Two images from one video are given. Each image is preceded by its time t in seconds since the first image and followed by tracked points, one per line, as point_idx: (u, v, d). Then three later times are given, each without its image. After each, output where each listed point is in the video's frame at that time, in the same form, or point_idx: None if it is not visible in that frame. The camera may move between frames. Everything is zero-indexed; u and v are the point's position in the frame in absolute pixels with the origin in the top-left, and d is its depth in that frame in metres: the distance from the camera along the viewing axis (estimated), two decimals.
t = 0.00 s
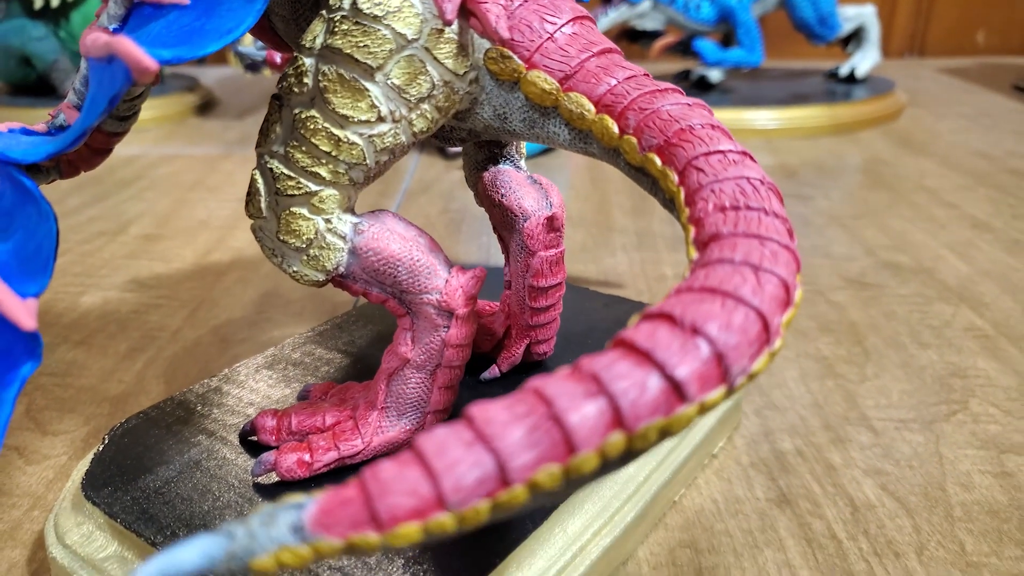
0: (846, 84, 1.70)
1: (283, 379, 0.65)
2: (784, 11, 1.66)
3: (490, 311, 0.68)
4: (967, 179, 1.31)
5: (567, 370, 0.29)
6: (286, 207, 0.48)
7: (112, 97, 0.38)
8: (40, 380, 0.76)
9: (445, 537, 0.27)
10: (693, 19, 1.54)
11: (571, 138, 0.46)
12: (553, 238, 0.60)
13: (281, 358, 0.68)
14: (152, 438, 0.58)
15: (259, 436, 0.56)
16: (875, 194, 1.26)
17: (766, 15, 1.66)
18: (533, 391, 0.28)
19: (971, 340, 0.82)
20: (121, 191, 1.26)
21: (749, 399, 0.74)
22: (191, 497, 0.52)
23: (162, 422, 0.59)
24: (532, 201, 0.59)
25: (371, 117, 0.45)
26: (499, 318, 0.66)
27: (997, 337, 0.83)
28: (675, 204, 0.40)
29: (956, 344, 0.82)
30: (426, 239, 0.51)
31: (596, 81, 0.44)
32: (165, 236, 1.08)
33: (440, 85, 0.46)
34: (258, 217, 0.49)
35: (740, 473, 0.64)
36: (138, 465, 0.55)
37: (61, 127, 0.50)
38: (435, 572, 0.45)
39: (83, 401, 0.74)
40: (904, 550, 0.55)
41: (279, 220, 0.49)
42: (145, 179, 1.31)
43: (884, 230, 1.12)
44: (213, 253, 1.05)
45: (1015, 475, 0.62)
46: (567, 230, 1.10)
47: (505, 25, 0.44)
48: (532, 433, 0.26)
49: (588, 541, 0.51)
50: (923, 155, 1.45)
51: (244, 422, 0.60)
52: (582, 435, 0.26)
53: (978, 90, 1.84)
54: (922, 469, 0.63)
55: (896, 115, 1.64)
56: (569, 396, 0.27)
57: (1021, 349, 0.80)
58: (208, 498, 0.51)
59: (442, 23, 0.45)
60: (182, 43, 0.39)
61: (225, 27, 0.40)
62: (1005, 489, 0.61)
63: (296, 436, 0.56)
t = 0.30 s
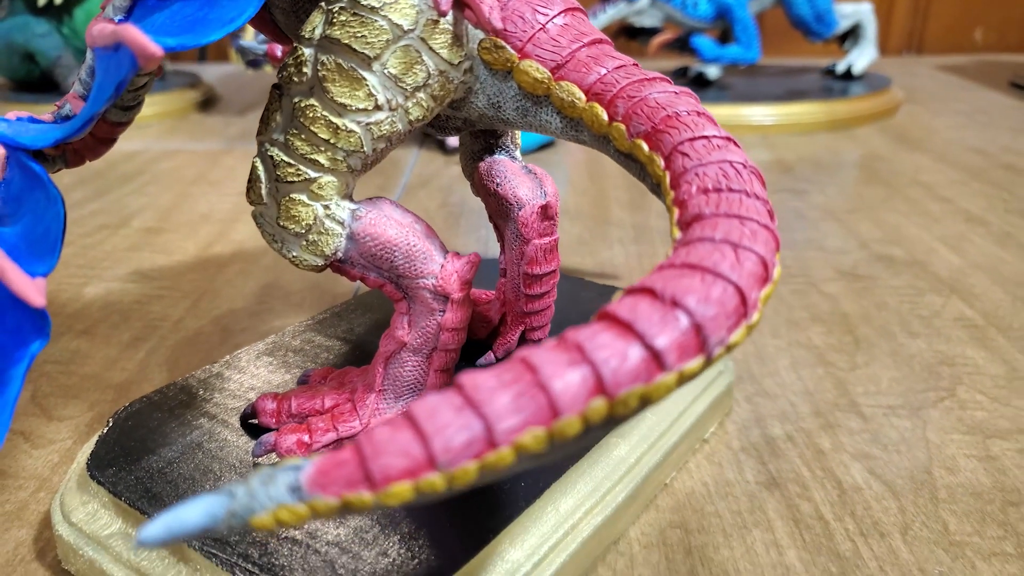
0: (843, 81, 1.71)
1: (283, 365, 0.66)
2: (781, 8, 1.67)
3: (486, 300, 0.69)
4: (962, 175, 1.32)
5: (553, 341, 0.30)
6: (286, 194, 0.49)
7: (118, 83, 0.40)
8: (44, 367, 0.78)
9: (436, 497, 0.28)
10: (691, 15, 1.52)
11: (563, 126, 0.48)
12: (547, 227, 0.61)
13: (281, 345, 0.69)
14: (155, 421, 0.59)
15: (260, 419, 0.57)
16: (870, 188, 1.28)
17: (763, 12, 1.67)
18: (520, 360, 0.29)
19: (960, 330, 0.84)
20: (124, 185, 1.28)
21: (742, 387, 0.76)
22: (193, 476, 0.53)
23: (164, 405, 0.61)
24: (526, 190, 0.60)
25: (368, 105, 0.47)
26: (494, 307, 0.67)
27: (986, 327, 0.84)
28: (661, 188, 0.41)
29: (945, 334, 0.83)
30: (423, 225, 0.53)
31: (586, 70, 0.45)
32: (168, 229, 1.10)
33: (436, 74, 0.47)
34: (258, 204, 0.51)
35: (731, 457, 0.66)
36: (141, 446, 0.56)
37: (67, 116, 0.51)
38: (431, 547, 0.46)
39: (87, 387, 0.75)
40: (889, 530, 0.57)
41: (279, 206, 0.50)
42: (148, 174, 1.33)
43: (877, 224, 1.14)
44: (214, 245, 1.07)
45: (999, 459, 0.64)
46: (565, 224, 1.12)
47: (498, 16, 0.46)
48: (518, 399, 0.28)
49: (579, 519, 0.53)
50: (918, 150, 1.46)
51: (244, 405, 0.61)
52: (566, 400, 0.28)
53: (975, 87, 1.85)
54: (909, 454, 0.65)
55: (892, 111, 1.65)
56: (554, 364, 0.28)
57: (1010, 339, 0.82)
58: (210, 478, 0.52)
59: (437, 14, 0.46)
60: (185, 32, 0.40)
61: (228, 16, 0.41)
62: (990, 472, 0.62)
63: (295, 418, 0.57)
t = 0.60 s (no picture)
0: (841, 79, 1.72)
1: (285, 353, 0.68)
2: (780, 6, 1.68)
3: (485, 291, 0.71)
4: (957, 172, 1.33)
5: (545, 320, 0.31)
6: (288, 183, 0.51)
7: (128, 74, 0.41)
8: (51, 356, 0.79)
9: (432, 466, 0.29)
10: (690, 14, 1.53)
11: (558, 117, 0.49)
12: (544, 218, 0.62)
13: (283, 334, 0.71)
14: (160, 406, 0.60)
15: (263, 404, 0.59)
16: (866, 185, 1.29)
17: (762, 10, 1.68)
18: (513, 337, 0.30)
19: (952, 323, 0.85)
20: (128, 180, 1.29)
21: (736, 377, 0.77)
22: (198, 459, 0.54)
23: (169, 391, 0.62)
24: (523, 182, 0.61)
25: (369, 97, 0.48)
26: (492, 299, 0.68)
27: (978, 320, 0.86)
28: (652, 177, 0.42)
29: (937, 326, 0.84)
30: (422, 215, 0.54)
31: (581, 63, 0.46)
32: (171, 223, 1.11)
33: (435, 68, 0.48)
34: (262, 194, 0.52)
35: (724, 445, 0.67)
36: (147, 430, 0.57)
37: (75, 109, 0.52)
38: (428, 527, 0.48)
39: (92, 376, 0.77)
40: (877, 515, 0.58)
41: (282, 195, 0.51)
42: (151, 169, 1.34)
43: (873, 219, 1.15)
44: (217, 239, 1.08)
45: (987, 447, 0.65)
46: (564, 219, 1.13)
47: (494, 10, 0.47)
48: (510, 372, 0.29)
49: (574, 502, 0.54)
50: (915, 147, 1.47)
51: (247, 392, 0.62)
52: (556, 374, 0.29)
53: (972, 86, 1.86)
54: (898, 442, 0.66)
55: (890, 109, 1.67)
56: (545, 341, 0.30)
57: (1001, 332, 0.83)
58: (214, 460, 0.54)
59: (436, 9, 0.47)
60: (191, 25, 0.42)
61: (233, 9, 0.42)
62: (977, 460, 0.63)
63: (297, 404, 0.58)
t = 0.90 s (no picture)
0: (838, 78, 1.74)
1: (286, 344, 0.69)
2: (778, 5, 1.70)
3: (483, 284, 0.72)
4: (952, 169, 1.35)
5: (533, 303, 0.33)
6: (290, 177, 0.52)
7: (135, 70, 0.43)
8: (57, 349, 0.81)
9: (425, 441, 0.31)
10: (688, 13, 1.55)
11: (551, 112, 0.51)
12: (539, 212, 0.63)
13: (284, 326, 0.72)
14: (165, 395, 0.62)
15: (265, 393, 0.60)
16: (862, 182, 1.30)
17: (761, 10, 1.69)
18: (502, 319, 0.32)
19: (943, 316, 0.86)
20: (131, 178, 1.31)
21: (729, 369, 0.78)
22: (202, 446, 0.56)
23: (174, 381, 0.63)
24: (519, 177, 0.63)
25: (368, 93, 0.49)
26: (490, 291, 0.70)
27: (968, 313, 0.87)
28: (640, 169, 0.44)
29: (928, 320, 0.86)
30: (419, 208, 0.56)
31: (572, 60, 0.48)
32: (174, 220, 1.13)
33: (431, 64, 0.50)
34: (264, 187, 0.54)
35: (716, 434, 0.69)
36: (153, 418, 0.59)
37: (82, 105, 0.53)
38: (425, 509, 0.49)
39: (98, 368, 0.78)
40: (864, 501, 0.59)
41: (283, 189, 0.53)
42: (155, 167, 1.36)
43: (868, 216, 1.16)
44: (220, 235, 1.10)
45: (973, 436, 0.66)
46: (562, 216, 1.14)
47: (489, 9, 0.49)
48: (500, 352, 0.31)
49: (567, 487, 0.56)
50: (911, 145, 1.48)
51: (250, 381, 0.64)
52: (543, 353, 0.31)
53: (970, 85, 1.87)
54: (887, 431, 0.67)
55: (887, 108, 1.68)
56: (533, 322, 0.31)
57: (990, 325, 0.84)
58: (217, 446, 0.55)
59: (432, 7, 0.49)
60: (196, 23, 0.43)
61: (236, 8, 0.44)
62: (963, 448, 0.65)
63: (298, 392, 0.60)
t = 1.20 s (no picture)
0: (837, 81, 1.75)
1: (290, 341, 0.71)
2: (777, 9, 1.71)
3: (482, 283, 0.74)
4: (949, 172, 1.36)
5: (527, 300, 0.34)
6: (294, 178, 0.54)
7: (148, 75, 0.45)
8: (65, 346, 0.83)
9: (423, 429, 0.33)
10: (688, 17, 1.56)
11: (547, 116, 0.52)
12: (536, 213, 0.65)
13: (288, 324, 0.74)
14: (171, 389, 0.64)
15: (269, 388, 0.62)
16: (859, 184, 1.32)
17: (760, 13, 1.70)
18: (498, 313, 0.33)
19: (935, 317, 0.88)
20: (137, 178, 1.33)
21: (723, 368, 0.80)
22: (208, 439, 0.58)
23: (180, 376, 0.65)
24: (517, 178, 0.64)
25: (370, 98, 0.51)
26: (489, 290, 0.71)
27: (960, 314, 0.89)
28: (633, 172, 0.45)
29: (920, 320, 0.87)
30: (420, 209, 0.57)
31: (568, 66, 0.49)
32: (179, 220, 1.15)
33: (432, 70, 0.52)
34: (269, 188, 0.55)
35: (709, 431, 0.70)
36: (160, 412, 0.61)
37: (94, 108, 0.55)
38: (424, 500, 0.51)
39: (105, 365, 0.80)
40: (852, 496, 0.61)
41: (288, 189, 0.54)
42: (160, 168, 1.38)
43: (864, 218, 1.18)
44: (224, 235, 1.12)
45: (960, 433, 0.68)
46: (561, 217, 1.16)
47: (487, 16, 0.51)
48: (494, 345, 0.32)
49: (562, 480, 0.57)
50: (908, 148, 1.50)
51: (254, 377, 0.66)
52: (536, 346, 0.32)
53: (968, 88, 1.89)
54: (877, 428, 0.69)
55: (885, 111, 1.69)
56: (526, 317, 0.33)
57: (981, 326, 0.86)
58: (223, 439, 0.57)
59: (433, 15, 0.51)
60: (205, 30, 0.45)
61: (244, 16, 0.45)
62: (951, 445, 0.66)
63: (302, 387, 0.62)
